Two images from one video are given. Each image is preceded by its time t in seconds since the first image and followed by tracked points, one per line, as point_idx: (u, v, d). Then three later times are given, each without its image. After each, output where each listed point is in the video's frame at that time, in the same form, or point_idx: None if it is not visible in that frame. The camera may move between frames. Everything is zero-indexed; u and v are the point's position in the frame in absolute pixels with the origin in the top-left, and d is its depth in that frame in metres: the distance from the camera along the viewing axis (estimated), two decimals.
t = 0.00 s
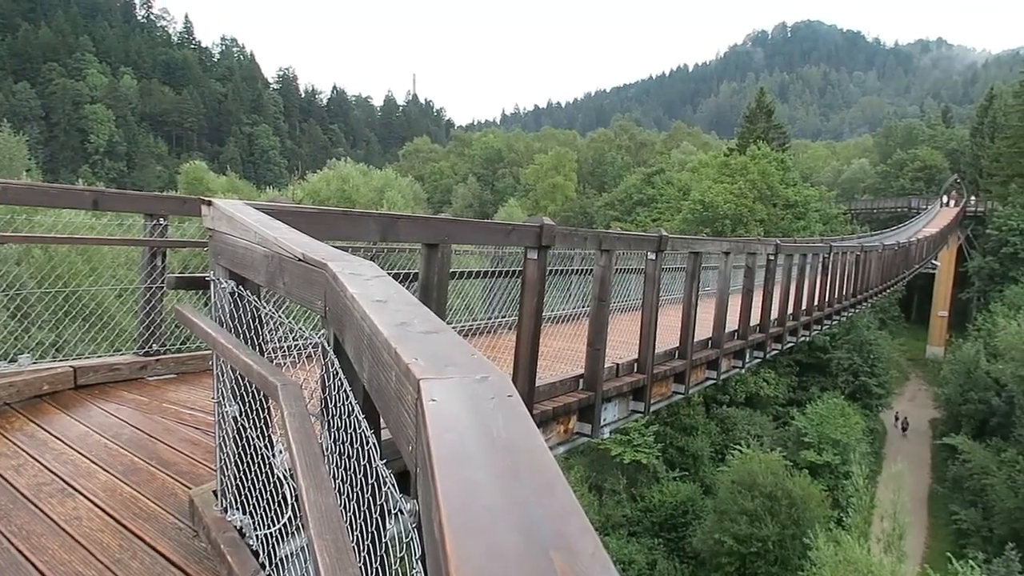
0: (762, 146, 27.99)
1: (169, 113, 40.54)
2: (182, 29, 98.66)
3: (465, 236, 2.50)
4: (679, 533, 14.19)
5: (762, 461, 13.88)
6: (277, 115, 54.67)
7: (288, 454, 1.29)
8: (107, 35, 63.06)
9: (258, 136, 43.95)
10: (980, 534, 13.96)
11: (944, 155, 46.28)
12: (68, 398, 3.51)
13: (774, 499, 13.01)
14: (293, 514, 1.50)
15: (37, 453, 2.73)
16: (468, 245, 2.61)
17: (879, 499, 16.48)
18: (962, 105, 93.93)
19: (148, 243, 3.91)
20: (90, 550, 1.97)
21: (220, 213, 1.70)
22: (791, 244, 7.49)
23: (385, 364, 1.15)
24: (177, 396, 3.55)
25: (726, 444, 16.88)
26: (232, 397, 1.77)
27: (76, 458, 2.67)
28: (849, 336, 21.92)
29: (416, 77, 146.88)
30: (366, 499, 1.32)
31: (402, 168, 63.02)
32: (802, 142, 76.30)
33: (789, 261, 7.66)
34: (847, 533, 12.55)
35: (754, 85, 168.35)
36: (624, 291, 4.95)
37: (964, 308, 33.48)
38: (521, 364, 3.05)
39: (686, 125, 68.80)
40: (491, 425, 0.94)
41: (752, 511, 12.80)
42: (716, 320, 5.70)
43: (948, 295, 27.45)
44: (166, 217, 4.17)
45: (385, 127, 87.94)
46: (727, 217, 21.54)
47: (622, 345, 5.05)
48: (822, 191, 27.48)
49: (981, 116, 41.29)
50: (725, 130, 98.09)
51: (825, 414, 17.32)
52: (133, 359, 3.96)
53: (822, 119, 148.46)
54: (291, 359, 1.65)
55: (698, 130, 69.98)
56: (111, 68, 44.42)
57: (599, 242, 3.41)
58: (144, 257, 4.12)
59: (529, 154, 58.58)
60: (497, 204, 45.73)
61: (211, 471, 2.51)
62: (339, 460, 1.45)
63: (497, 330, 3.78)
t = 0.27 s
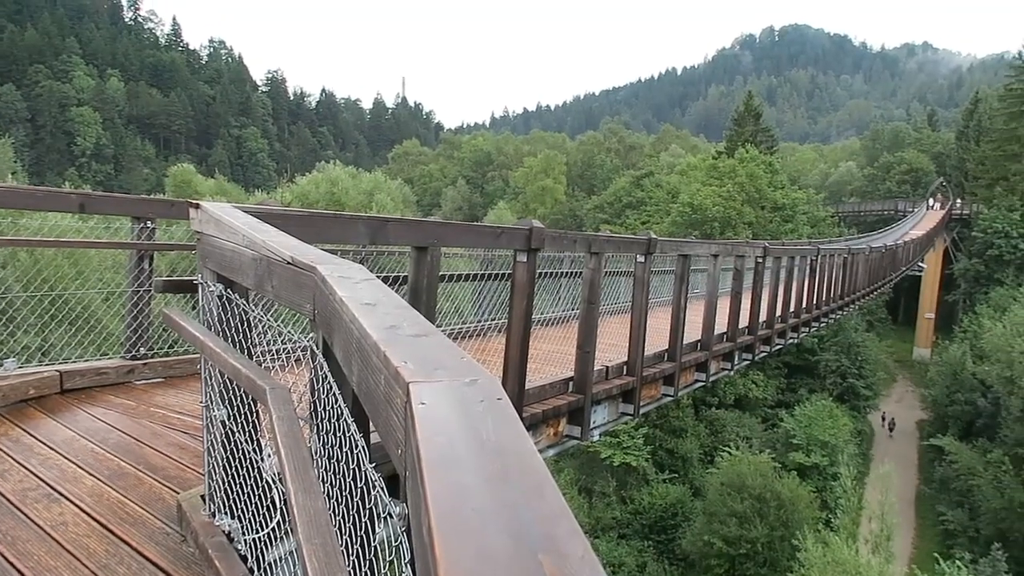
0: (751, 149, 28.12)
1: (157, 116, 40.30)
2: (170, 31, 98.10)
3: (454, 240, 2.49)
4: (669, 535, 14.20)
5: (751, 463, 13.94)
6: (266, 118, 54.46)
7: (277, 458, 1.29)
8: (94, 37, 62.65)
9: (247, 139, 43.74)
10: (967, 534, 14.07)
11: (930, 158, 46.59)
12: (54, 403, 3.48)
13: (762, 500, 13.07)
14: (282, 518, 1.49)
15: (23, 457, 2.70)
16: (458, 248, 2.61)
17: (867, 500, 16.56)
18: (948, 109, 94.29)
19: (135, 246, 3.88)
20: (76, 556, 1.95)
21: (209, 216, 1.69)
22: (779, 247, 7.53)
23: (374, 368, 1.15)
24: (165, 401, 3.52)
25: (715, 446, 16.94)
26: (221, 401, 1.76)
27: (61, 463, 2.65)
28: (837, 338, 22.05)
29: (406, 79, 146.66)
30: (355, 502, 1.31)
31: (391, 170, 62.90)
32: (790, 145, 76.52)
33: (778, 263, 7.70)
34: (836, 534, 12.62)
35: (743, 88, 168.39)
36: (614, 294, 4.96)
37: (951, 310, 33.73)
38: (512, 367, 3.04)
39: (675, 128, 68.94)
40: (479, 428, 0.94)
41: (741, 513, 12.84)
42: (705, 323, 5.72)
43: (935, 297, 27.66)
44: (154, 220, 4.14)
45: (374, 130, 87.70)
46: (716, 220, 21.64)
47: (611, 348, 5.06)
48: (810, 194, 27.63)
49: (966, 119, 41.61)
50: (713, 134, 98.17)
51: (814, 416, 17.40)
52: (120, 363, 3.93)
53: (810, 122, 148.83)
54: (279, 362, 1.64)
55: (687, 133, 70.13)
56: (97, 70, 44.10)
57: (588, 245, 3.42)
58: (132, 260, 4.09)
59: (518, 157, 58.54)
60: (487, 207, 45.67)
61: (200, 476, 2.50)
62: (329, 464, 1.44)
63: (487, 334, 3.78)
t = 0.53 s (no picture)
0: (737, 152, 28.31)
1: (142, 117, 40.04)
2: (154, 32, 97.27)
3: (442, 242, 2.49)
4: (656, 537, 14.22)
5: (738, 464, 14.00)
6: (253, 120, 54.22)
7: (263, 462, 1.28)
8: (79, 37, 62.11)
9: (233, 140, 43.52)
10: (951, 535, 14.20)
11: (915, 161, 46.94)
12: (38, 406, 3.45)
13: (749, 501, 13.14)
14: (268, 522, 1.48)
15: (7, 461, 2.68)
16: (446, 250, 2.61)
17: (853, 501, 16.68)
18: (931, 112, 94.60)
19: (120, 249, 3.86)
20: (59, 561, 1.93)
21: (194, 217, 1.68)
22: (766, 249, 7.58)
23: (360, 371, 1.14)
24: (150, 404, 3.50)
25: (701, 447, 17.02)
26: (206, 405, 1.76)
27: (44, 467, 2.62)
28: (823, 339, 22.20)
29: (392, 81, 146.20)
30: (342, 507, 1.30)
31: (379, 173, 62.73)
32: (776, 148, 76.81)
33: (764, 266, 7.75)
34: (822, 535, 12.70)
35: (729, 91, 168.51)
36: (601, 296, 4.97)
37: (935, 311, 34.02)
38: (499, 370, 3.04)
39: (662, 131, 69.08)
40: (467, 430, 0.94)
41: (728, 514, 12.89)
42: (692, 325, 5.74)
43: (919, 299, 27.90)
44: (139, 222, 4.10)
45: (362, 132, 87.53)
46: (703, 222, 21.75)
47: (598, 351, 5.08)
48: (796, 197, 27.82)
49: (950, 123, 41.98)
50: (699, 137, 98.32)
51: (800, 417, 17.49)
52: (105, 366, 3.91)
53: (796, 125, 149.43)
54: (266, 364, 1.64)
55: (674, 136, 70.31)
56: (82, 71, 43.75)
57: (576, 247, 3.43)
58: (117, 262, 4.05)
59: (506, 160, 58.47)
60: (474, 209, 45.61)
61: (185, 479, 2.48)
62: (315, 466, 1.43)
63: (475, 336, 3.78)
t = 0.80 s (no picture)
0: (720, 156, 28.50)
1: (124, 119, 39.67)
2: (137, 33, 96.47)
3: (426, 245, 2.49)
4: (640, 540, 14.24)
5: (721, 466, 14.07)
6: (235, 122, 53.86)
7: (245, 467, 1.27)
8: (59, 38, 61.44)
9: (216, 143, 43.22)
10: (931, 535, 14.35)
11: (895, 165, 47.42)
12: (16, 412, 3.40)
13: (733, 503, 13.21)
14: (251, 525, 1.47)
15: None
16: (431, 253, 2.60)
17: (835, 502, 16.81)
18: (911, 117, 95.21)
19: (100, 252, 3.82)
20: (37, 568, 1.91)
21: (176, 220, 1.67)
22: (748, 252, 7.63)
23: (344, 375, 1.13)
24: (130, 409, 3.47)
25: (685, 450, 17.08)
26: (188, 409, 1.74)
27: (23, 473, 2.59)
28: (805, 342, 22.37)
29: (377, 84, 145.63)
30: (324, 511, 1.30)
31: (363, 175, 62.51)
32: (759, 152, 77.21)
33: (747, 269, 7.79)
34: (804, 536, 12.79)
35: (712, 95, 168.49)
36: (584, 299, 4.98)
37: (915, 314, 34.35)
38: (483, 374, 3.04)
39: (646, 135, 69.26)
40: (450, 434, 0.94)
41: (712, 516, 12.95)
42: (675, 328, 5.78)
43: (900, 302, 28.19)
44: (120, 225, 4.07)
45: (346, 134, 87.19)
46: (686, 226, 21.86)
47: (582, 354, 5.08)
48: (779, 200, 28.03)
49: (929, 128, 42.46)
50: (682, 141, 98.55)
51: (782, 419, 17.61)
52: (84, 371, 3.86)
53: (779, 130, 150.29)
54: (248, 369, 1.62)
55: (658, 140, 70.53)
56: (63, 73, 43.30)
57: (560, 250, 3.43)
58: (97, 266, 4.01)
59: (490, 163, 58.40)
60: (459, 212, 45.56)
61: (166, 485, 2.46)
62: (298, 472, 1.42)
63: (459, 340, 3.77)
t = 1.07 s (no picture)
0: (701, 160, 28.70)
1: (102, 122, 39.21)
2: (115, 36, 95.46)
3: (408, 249, 2.48)
4: (623, 543, 14.27)
5: (703, 468, 14.14)
6: (215, 126, 53.43)
7: (225, 473, 1.26)
8: (35, 40, 60.67)
9: (196, 147, 42.87)
10: (909, 535, 14.51)
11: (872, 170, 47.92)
12: None
13: (714, 506, 13.28)
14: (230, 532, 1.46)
15: None
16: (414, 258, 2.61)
17: (815, 504, 16.95)
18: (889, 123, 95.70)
19: (77, 256, 3.79)
20: None
21: (154, 224, 1.65)
22: (729, 256, 7.68)
23: (325, 382, 1.11)
24: (108, 415, 3.43)
25: (667, 453, 17.16)
26: (167, 415, 1.72)
27: None
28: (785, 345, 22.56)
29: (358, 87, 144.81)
30: (304, 517, 1.28)
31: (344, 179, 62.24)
32: (739, 157, 77.57)
33: (728, 273, 7.84)
34: (785, 538, 12.88)
35: (693, 100, 168.62)
36: (567, 303, 4.98)
37: (893, 317, 34.74)
38: (465, 379, 3.03)
39: (627, 139, 69.39)
40: (430, 438, 0.94)
41: (694, 519, 13.01)
42: (657, 331, 5.80)
43: (878, 305, 28.51)
44: (97, 230, 4.03)
45: (327, 138, 86.77)
46: (667, 230, 22.01)
47: (565, 357, 5.09)
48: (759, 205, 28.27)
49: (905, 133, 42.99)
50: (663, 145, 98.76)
51: (763, 422, 17.73)
52: (61, 377, 3.82)
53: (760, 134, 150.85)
54: (230, 374, 1.61)
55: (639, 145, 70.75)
56: (40, 75, 42.76)
57: (542, 254, 3.44)
58: (74, 270, 3.97)
59: (472, 167, 58.29)
60: (441, 216, 45.46)
61: (145, 492, 2.43)
62: (279, 478, 1.41)
63: (441, 344, 3.77)
